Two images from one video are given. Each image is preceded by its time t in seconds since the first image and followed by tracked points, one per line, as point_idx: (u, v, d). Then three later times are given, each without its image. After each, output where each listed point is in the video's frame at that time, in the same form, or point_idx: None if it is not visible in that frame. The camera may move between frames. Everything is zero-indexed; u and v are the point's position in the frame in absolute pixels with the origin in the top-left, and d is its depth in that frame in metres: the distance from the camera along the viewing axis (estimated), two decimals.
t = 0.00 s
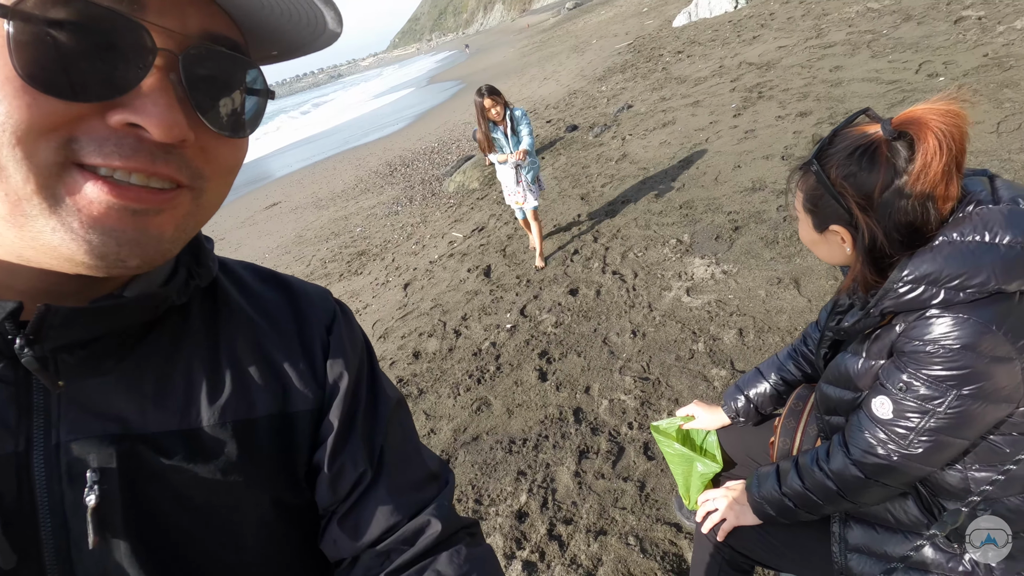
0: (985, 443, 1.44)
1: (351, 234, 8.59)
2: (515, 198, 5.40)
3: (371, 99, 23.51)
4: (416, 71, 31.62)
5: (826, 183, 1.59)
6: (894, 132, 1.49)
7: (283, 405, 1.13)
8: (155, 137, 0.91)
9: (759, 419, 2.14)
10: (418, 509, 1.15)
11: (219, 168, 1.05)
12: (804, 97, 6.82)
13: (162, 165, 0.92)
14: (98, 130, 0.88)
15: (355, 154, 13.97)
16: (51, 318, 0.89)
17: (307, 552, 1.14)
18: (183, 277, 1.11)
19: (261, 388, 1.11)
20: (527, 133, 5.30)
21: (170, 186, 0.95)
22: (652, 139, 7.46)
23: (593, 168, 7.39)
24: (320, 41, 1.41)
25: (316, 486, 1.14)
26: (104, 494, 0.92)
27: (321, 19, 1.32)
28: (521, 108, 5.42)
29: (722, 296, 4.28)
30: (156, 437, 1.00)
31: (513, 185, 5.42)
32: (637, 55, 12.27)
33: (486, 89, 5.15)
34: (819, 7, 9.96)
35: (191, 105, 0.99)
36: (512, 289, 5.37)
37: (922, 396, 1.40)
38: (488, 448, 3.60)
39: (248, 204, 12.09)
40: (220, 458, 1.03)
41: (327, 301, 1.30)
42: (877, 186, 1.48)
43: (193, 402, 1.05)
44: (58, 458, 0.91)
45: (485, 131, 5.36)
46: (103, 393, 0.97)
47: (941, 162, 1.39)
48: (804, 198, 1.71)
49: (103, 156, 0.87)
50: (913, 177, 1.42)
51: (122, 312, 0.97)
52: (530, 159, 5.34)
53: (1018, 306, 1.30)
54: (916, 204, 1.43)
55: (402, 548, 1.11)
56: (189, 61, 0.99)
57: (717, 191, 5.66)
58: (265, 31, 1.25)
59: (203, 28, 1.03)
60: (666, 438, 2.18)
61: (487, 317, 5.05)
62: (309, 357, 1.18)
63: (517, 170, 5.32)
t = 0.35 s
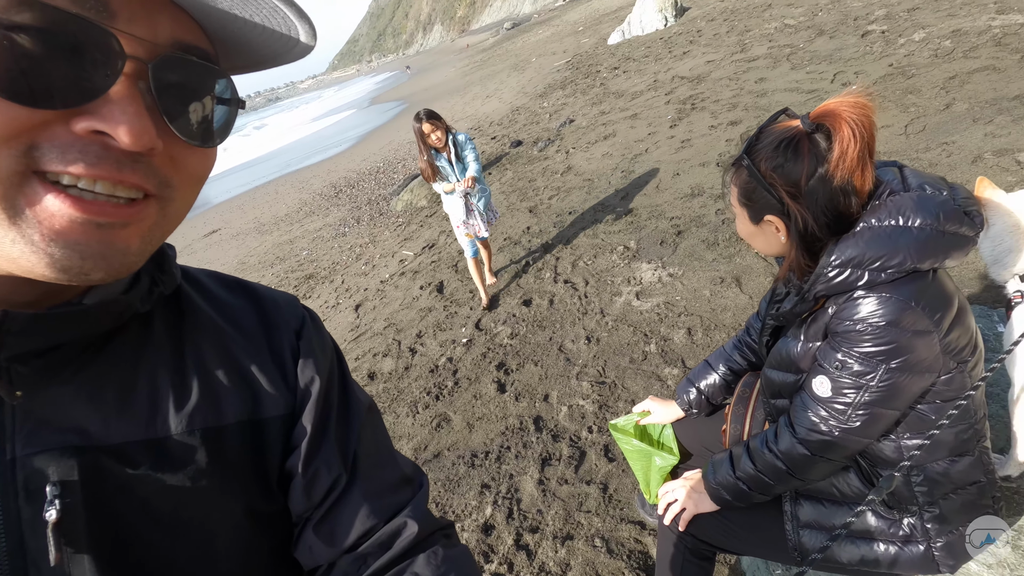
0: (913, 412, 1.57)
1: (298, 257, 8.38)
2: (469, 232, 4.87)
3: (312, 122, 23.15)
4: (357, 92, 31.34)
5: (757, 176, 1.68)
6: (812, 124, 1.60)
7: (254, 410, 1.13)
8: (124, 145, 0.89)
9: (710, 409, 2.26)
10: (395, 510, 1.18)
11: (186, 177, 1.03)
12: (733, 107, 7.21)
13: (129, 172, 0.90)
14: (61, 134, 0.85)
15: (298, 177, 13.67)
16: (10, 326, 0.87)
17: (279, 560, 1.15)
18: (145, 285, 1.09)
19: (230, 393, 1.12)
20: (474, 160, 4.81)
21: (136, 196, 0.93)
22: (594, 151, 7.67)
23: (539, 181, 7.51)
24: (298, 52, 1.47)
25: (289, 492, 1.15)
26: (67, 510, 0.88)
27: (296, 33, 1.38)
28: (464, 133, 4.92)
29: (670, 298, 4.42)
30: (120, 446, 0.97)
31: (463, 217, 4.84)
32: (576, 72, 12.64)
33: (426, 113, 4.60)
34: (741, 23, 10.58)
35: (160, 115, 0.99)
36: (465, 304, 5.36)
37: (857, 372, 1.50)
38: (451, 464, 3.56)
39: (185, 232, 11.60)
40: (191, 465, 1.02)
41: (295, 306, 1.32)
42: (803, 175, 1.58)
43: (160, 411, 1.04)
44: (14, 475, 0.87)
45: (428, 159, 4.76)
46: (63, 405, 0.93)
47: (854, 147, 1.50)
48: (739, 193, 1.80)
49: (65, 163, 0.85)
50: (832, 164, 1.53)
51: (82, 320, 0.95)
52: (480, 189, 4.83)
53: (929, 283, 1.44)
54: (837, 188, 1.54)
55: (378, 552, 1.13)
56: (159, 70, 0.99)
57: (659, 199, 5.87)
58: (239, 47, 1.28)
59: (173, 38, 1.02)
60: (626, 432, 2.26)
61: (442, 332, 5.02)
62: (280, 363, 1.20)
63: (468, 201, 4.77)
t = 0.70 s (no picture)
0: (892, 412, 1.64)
1: (267, 272, 8.20)
2: (446, 259, 4.53)
3: (280, 134, 22.80)
4: (326, 103, 31.05)
5: (755, 188, 1.69)
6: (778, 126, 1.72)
7: (243, 419, 1.16)
8: (118, 152, 0.91)
9: (688, 412, 2.33)
10: (386, 516, 1.23)
11: (176, 183, 1.05)
12: (699, 117, 7.38)
13: (121, 180, 0.92)
14: (52, 142, 0.87)
15: (266, 190, 13.42)
16: None
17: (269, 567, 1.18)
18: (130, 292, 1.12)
19: (218, 402, 1.14)
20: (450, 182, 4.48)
21: (126, 202, 0.95)
22: (565, 162, 7.74)
23: (512, 192, 7.54)
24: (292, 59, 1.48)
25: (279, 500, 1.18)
26: (54, 520, 0.90)
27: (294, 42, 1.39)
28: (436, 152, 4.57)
29: (643, 305, 4.47)
30: (107, 457, 0.98)
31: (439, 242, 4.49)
32: (545, 84, 12.78)
33: (397, 133, 4.21)
34: (705, 37, 10.88)
35: (153, 120, 1.00)
36: (440, 315, 5.32)
37: (847, 377, 1.55)
38: (429, 478, 3.51)
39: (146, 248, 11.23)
40: (180, 474, 1.05)
41: (281, 312, 1.36)
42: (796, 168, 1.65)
43: (147, 421, 1.05)
44: None
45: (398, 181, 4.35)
46: (45, 414, 0.95)
47: (827, 128, 1.64)
48: (735, 214, 1.78)
49: (56, 170, 0.86)
50: (815, 148, 1.65)
51: (69, 326, 0.97)
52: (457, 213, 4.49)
53: (916, 289, 1.51)
54: (827, 168, 1.64)
55: (370, 558, 1.18)
56: (152, 77, 1.00)
57: (630, 208, 5.94)
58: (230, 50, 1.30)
59: (167, 47, 1.04)
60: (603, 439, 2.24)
61: (417, 345, 4.96)
62: (268, 371, 1.23)
63: (445, 227, 4.41)
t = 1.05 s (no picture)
0: (867, 406, 1.64)
1: (253, 278, 8.11)
2: (450, 278, 4.13)
3: (266, 138, 22.62)
4: (312, 108, 30.86)
5: (756, 192, 1.67)
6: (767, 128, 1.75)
7: (230, 422, 1.14)
8: (103, 154, 0.89)
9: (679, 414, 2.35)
10: (377, 520, 1.20)
11: (163, 185, 1.03)
12: (685, 119, 7.43)
13: (107, 182, 0.90)
14: (35, 143, 0.84)
15: (252, 195, 13.30)
16: None
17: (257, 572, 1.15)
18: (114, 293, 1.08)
19: (205, 406, 1.11)
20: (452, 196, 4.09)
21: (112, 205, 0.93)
22: (553, 164, 7.74)
23: (500, 194, 7.52)
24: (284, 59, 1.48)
25: (268, 504, 1.15)
26: (37, 533, 0.86)
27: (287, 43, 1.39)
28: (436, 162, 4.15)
29: (633, 307, 4.47)
30: (91, 465, 0.95)
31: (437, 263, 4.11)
32: (532, 87, 12.80)
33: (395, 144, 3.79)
34: (689, 39, 10.96)
35: (141, 120, 0.98)
36: (429, 319, 5.28)
37: (810, 370, 1.57)
38: (419, 484, 3.47)
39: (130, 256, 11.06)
40: (166, 482, 1.02)
41: (269, 314, 1.33)
42: (793, 167, 1.66)
43: (132, 426, 1.02)
44: None
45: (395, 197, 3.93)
46: (26, 422, 0.91)
47: (819, 128, 1.73)
48: (733, 219, 1.74)
49: (40, 173, 0.84)
50: (807, 147, 1.71)
51: (52, 331, 0.92)
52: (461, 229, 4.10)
53: (886, 289, 1.53)
54: (820, 166, 1.70)
55: (362, 563, 1.15)
56: (140, 76, 0.98)
57: (618, 209, 5.96)
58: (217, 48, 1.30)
59: (155, 45, 1.03)
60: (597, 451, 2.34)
61: (406, 349, 4.92)
62: (256, 374, 1.21)
63: (448, 245, 4.02)
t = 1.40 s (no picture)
0: (865, 403, 1.63)
1: (251, 282, 8.08)
2: (468, 300, 3.77)
3: (263, 142, 22.59)
4: (308, 112, 30.83)
5: (740, 193, 1.66)
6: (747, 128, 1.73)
7: (226, 418, 1.11)
8: (98, 146, 0.90)
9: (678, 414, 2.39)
10: (375, 517, 1.18)
11: (156, 178, 1.02)
12: (682, 118, 7.42)
13: (100, 176, 0.91)
14: (30, 136, 0.85)
15: (249, 199, 13.27)
16: None
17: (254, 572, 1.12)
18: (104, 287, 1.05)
19: (200, 401, 1.09)
20: (464, 206, 3.71)
21: (105, 198, 0.93)
22: (550, 165, 7.73)
23: (497, 196, 7.50)
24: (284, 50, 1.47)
25: (264, 502, 1.13)
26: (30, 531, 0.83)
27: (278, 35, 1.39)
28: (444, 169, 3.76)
29: (632, 306, 4.45)
30: (85, 461, 0.92)
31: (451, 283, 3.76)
32: (528, 88, 12.80)
33: (398, 152, 3.41)
34: (685, 39, 10.96)
35: (133, 111, 0.99)
36: (427, 322, 5.25)
37: (804, 368, 1.56)
38: (419, 488, 3.44)
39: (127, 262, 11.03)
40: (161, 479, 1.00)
41: (263, 311, 1.30)
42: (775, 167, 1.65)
43: (125, 422, 0.99)
44: None
45: (405, 214, 3.55)
46: (17, 419, 0.88)
47: (797, 125, 1.70)
48: (721, 223, 1.73)
49: (36, 166, 0.85)
50: (788, 145, 1.69)
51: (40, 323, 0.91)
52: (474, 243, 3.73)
53: (881, 284, 1.51)
54: (802, 163, 1.69)
55: (359, 559, 1.13)
56: (133, 68, 0.99)
57: (616, 209, 5.94)
58: (214, 40, 1.29)
59: (147, 37, 1.04)
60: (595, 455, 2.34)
61: (405, 352, 4.90)
62: (250, 370, 1.18)
63: (460, 263, 3.65)
